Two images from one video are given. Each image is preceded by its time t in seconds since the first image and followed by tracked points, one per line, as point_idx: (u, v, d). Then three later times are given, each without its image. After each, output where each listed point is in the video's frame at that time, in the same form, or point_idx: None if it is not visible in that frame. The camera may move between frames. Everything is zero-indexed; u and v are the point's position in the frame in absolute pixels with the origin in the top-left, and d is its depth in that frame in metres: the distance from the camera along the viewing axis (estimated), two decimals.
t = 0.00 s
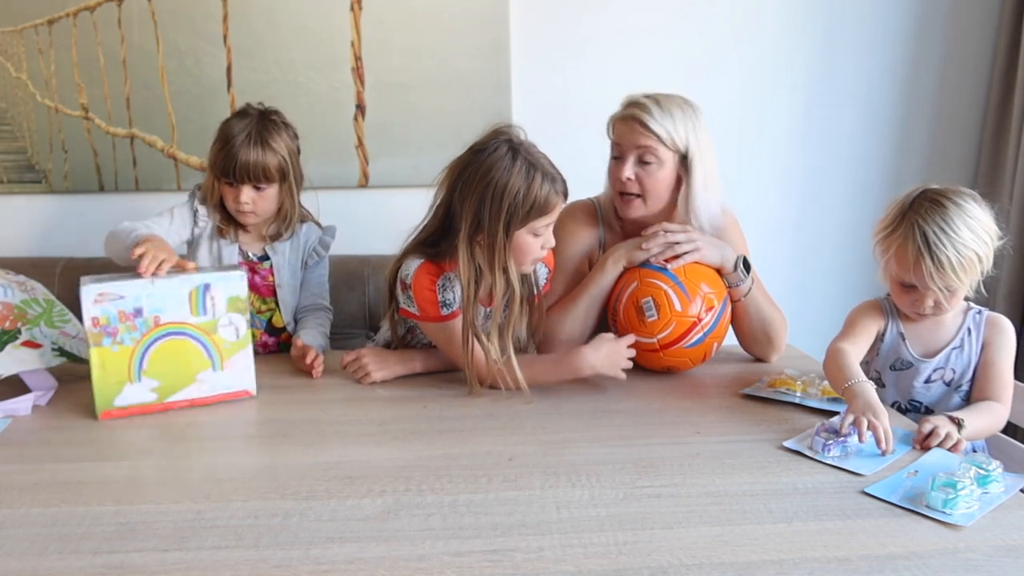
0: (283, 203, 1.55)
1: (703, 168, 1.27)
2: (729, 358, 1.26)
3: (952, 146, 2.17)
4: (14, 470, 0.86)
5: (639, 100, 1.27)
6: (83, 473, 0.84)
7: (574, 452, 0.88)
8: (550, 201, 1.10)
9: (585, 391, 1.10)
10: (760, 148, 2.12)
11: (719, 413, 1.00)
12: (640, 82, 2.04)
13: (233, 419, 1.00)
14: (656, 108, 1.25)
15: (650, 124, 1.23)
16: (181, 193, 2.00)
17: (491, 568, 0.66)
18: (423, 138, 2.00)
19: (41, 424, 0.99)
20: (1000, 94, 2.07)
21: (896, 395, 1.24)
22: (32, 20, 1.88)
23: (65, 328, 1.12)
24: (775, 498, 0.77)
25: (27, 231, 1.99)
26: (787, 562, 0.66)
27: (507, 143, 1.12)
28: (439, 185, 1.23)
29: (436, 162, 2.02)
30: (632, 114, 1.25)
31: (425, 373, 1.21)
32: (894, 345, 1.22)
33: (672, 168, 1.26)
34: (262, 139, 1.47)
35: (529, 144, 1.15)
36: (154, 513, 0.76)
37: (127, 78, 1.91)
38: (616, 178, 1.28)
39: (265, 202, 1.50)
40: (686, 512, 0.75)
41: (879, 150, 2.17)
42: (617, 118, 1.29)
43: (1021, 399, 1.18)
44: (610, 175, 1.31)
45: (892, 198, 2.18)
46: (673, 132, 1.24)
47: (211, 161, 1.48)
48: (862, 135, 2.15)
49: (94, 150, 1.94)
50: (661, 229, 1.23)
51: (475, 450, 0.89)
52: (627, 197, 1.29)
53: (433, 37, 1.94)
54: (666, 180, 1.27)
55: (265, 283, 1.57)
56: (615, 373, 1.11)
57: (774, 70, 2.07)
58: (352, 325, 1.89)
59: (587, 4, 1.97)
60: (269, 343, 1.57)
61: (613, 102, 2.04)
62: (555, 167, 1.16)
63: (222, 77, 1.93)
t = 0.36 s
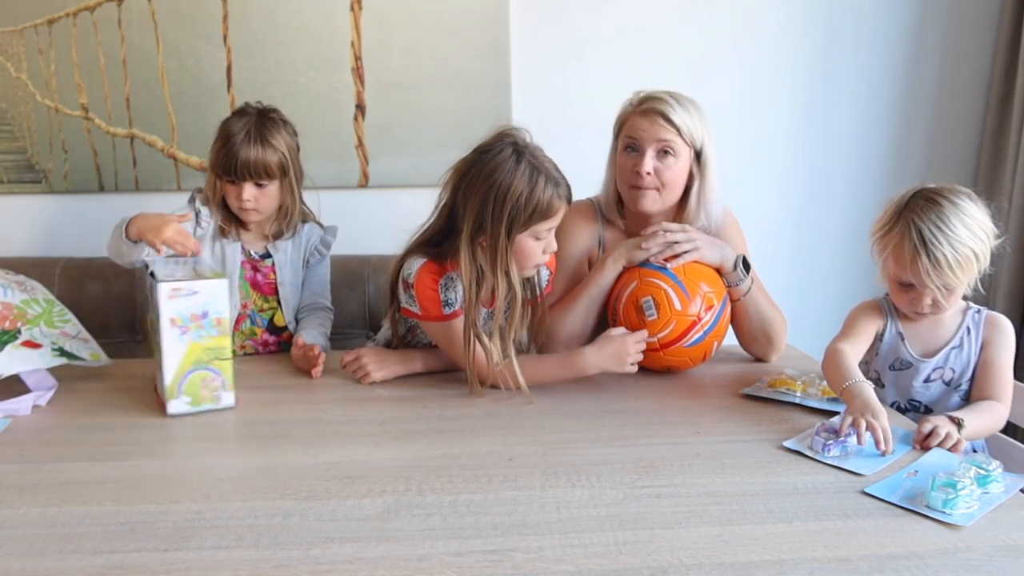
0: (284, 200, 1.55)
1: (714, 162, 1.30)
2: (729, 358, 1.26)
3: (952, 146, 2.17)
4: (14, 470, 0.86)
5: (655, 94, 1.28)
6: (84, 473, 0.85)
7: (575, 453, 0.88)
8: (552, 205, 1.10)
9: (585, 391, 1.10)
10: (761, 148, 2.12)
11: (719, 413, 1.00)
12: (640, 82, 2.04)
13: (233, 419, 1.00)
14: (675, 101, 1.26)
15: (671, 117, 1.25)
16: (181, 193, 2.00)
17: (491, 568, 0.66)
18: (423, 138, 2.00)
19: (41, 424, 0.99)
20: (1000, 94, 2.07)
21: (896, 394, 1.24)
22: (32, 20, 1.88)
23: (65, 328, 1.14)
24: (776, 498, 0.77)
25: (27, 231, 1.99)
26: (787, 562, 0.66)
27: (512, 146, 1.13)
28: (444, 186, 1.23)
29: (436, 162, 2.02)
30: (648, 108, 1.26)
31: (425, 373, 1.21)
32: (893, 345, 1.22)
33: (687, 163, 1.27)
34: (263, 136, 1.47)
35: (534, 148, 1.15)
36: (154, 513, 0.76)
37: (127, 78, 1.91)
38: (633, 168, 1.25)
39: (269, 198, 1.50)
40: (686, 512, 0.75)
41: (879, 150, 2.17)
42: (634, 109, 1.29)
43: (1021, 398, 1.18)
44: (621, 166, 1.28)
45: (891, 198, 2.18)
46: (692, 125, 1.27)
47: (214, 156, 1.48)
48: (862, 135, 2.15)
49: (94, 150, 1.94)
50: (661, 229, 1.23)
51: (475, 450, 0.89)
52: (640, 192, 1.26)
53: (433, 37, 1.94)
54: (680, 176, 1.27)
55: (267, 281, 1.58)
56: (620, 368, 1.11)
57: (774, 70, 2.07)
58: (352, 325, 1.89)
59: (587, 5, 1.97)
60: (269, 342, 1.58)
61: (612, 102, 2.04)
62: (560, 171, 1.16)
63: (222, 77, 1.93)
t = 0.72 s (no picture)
0: (279, 197, 1.54)
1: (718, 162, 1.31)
2: (729, 357, 1.26)
3: (953, 146, 2.17)
4: (14, 470, 0.86)
5: (661, 94, 1.28)
6: (83, 473, 0.84)
7: (575, 453, 0.88)
8: (551, 204, 1.10)
9: (584, 391, 1.10)
10: (761, 148, 2.12)
11: (719, 413, 1.00)
12: (640, 82, 2.03)
13: (233, 419, 1.00)
14: (681, 100, 1.27)
15: (676, 117, 1.25)
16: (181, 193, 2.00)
17: (491, 568, 0.65)
18: (423, 138, 2.00)
19: (41, 424, 0.99)
20: (1000, 94, 2.07)
21: (895, 394, 1.24)
22: (32, 20, 1.88)
23: (65, 328, 1.14)
24: (776, 498, 0.77)
25: (27, 231, 1.99)
26: (787, 562, 0.66)
27: (509, 145, 1.13)
28: (444, 186, 1.23)
29: (436, 162, 2.02)
30: (654, 108, 1.27)
31: (425, 372, 1.21)
32: (894, 344, 1.22)
33: (692, 162, 1.27)
34: (263, 128, 1.48)
35: (532, 146, 1.15)
36: (154, 513, 0.76)
37: (127, 78, 1.91)
38: (638, 166, 1.25)
39: (262, 190, 1.49)
40: (686, 512, 0.75)
41: (879, 150, 2.17)
42: (640, 108, 1.29)
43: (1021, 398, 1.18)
44: (625, 164, 1.28)
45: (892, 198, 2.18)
46: (697, 124, 1.27)
47: (213, 146, 1.50)
48: (862, 135, 2.15)
49: (94, 150, 1.94)
50: (661, 228, 1.23)
51: (475, 450, 0.89)
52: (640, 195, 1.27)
53: (433, 37, 1.94)
54: (685, 174, 1.27)
55: (266, 280, 1.57)
56: (621, 366, 1.12)
57: (774, 70, 2.07)
58: (352, 324, 1.89)
59: (587, 5, 1.97)
60: (268, 340, 1.57)
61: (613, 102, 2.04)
62: (557, 170, 1.16)
63: (222, 77, 1.93)
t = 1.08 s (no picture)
0: (284, 192, 1.54)
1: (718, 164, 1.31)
2: (729, 357, 1.26)
3: (953, 146, 2.17)
4: (14, 470, 0.86)
5: (661, 95, 1.28)
6: (83, 473, 0.84)
7: (574, 453, 0.88)
8: (547, 205, 1.10)
9: (584, 391, 1.10)
10: (761, 148, 2.12)
11: (719, 413, 1.00)
12: (640, 82, 2.03)
13: (233, 419, 1.00)
14: (682, 101, 1.27)
15: (678, 118, 1.25)
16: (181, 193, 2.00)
17: (491, 568, 0.65)
18: (423, 138, 2.00)
19: (40, 424, 0.99)
20: (1000, 94, 2.07)
21: (896, 393, 1.24)
22: (32, 20, 1.88)
23: (65, 328, 1.14)
24: (775, 498, 0.77)
25: (27, 231, 1.99)
26: (787, 562, 0.66)
27: (500, 151, 1.12)
28: (435, 193, 1.22)
29: (436, 162, 2.02)
30: (655, 110, 1.26)
31: (419, 373, 1.20)
32: (895, 343, 1.21)
33: (692, 164, 1.27)
34: (267, 126, 1.48)
35: (522, 150, 1.15)
36: (154, 513, 0.76)
37: (127, 78, 1.91)
38: (638, 167, 1.26)
39: (269, 186, 1.50)
40: (686, 512, 0.75)
41: (879, 150, 2.17)
42: (641, 108, 1.29)
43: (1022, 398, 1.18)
44: (625, 166, 1.28)
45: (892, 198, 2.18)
46: (698, 125, 1.27)
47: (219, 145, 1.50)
48: (862, 135, 2.15)
49: (94, 150, 1.94)
50: (660, 228, 1.23)
51: (475, 450, 0.89)
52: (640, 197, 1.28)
53: (433, 37, 1.94)
54: (685, 176, 1.27)
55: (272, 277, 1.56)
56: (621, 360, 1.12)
57: (774, 71, 2.07)
58: (352, 324, 1.89)
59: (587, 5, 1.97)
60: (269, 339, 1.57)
61: (612, 103, 2.04)
62: (549, 171, 1.16)
63: (222, 77, 1.93)
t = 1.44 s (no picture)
0: (297, 189, 1.56)
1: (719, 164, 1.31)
2: (729, 357, 1.26)
3: (952, 146, 2.17)
4: (14, 470, 0.86)
5: (660, 96, 1.28)
6: (84, 473, 0.85)
7: (574, 453, 0.88)
8: (554, 201, 1.10)
9: (585, 390, 1.10)
10: (761, 148, 2.12)
11: (719, 413, 1.00)
12: (639, 82, 2.04)
13: (233, 419, 1.00)
14: (682, 102, 1.27)
15: (680, 119, 1.25)
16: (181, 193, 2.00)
17: (491, 568, 0.66)
18: (423, 138, 2.00)
19: (40, 424, 0.99)
20: (1000, 94, 2.07)
21: (899, 392, 1.25)
22: (32, 20, 1.88)
23: (65, 328, 1.14)
24: (775, 498, 0.77)
25: (27, 231, 1.99)
26: (787, 562, 0.66)
27: (507, 147, 1.13)
28: (440, 189, 1.23)
29: (436, 162, 2.02)
30: (655, 111, 1.26)
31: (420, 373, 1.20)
32: (900, 341, 1.21)
33: (693, 164, 1.27)
34: (277, 122, 1.48)
35: (528, 146, 1.15)
36: (154, 513, 0.76)
37: (127, 78, 1.91)
38: (640, 170, 1.25)
39: (282, 182, 1.50)
40: (686, 512, 0.75)
41: (879, 150, 2.17)
42: (641, 111, 1.29)
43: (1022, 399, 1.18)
44: (626, 168, 1.29)
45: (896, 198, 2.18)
46: (699, 125, 1.27)
47: (228, 144, 1.51)
48: (862, 135, 2.15)
49: (94, 150, 1.94)
50: (661, 229, 1.23)
51: (475, 450, 0.89)
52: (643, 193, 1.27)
53: (433, 37, 1.94)
54: (688, 175, 1.27)
55: (276, 278, 1.58)
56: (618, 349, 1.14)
57: (774, 71, 2.07)
58: (352, 324, 1.89)
59: (587, 5, 1.97)
60: (272, 339, 1.59)
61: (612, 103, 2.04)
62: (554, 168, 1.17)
63: (222, 77, 1.93)
